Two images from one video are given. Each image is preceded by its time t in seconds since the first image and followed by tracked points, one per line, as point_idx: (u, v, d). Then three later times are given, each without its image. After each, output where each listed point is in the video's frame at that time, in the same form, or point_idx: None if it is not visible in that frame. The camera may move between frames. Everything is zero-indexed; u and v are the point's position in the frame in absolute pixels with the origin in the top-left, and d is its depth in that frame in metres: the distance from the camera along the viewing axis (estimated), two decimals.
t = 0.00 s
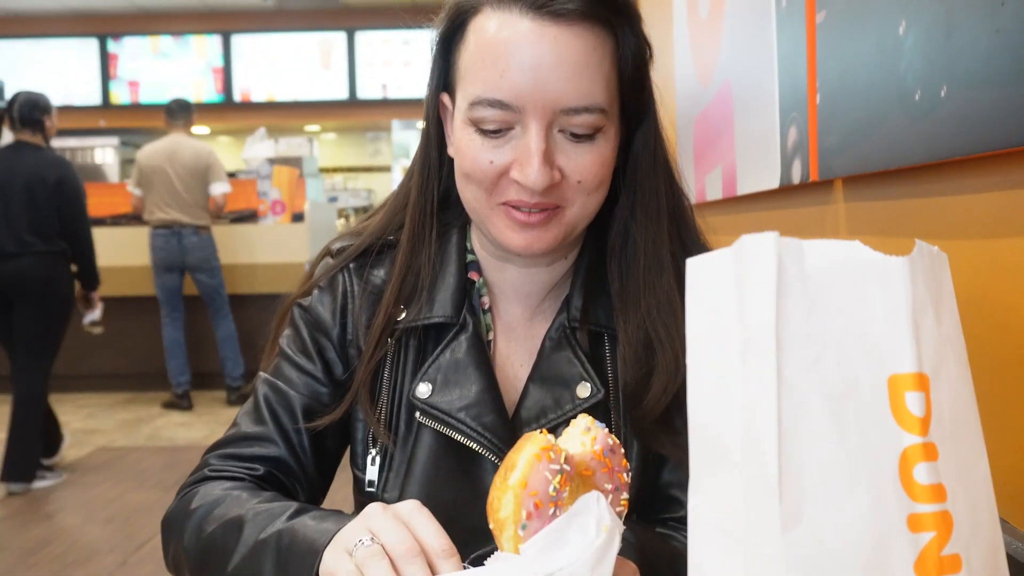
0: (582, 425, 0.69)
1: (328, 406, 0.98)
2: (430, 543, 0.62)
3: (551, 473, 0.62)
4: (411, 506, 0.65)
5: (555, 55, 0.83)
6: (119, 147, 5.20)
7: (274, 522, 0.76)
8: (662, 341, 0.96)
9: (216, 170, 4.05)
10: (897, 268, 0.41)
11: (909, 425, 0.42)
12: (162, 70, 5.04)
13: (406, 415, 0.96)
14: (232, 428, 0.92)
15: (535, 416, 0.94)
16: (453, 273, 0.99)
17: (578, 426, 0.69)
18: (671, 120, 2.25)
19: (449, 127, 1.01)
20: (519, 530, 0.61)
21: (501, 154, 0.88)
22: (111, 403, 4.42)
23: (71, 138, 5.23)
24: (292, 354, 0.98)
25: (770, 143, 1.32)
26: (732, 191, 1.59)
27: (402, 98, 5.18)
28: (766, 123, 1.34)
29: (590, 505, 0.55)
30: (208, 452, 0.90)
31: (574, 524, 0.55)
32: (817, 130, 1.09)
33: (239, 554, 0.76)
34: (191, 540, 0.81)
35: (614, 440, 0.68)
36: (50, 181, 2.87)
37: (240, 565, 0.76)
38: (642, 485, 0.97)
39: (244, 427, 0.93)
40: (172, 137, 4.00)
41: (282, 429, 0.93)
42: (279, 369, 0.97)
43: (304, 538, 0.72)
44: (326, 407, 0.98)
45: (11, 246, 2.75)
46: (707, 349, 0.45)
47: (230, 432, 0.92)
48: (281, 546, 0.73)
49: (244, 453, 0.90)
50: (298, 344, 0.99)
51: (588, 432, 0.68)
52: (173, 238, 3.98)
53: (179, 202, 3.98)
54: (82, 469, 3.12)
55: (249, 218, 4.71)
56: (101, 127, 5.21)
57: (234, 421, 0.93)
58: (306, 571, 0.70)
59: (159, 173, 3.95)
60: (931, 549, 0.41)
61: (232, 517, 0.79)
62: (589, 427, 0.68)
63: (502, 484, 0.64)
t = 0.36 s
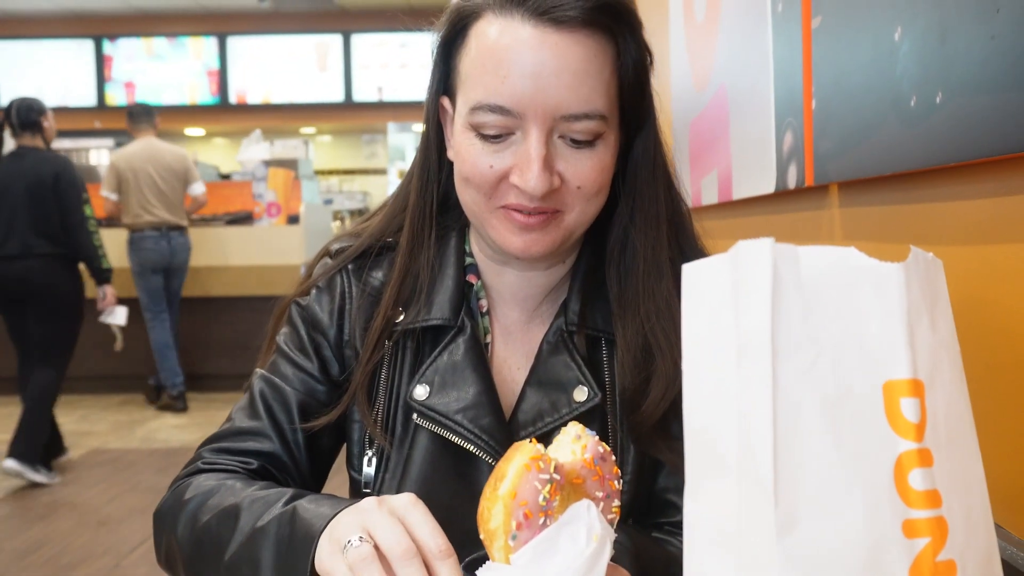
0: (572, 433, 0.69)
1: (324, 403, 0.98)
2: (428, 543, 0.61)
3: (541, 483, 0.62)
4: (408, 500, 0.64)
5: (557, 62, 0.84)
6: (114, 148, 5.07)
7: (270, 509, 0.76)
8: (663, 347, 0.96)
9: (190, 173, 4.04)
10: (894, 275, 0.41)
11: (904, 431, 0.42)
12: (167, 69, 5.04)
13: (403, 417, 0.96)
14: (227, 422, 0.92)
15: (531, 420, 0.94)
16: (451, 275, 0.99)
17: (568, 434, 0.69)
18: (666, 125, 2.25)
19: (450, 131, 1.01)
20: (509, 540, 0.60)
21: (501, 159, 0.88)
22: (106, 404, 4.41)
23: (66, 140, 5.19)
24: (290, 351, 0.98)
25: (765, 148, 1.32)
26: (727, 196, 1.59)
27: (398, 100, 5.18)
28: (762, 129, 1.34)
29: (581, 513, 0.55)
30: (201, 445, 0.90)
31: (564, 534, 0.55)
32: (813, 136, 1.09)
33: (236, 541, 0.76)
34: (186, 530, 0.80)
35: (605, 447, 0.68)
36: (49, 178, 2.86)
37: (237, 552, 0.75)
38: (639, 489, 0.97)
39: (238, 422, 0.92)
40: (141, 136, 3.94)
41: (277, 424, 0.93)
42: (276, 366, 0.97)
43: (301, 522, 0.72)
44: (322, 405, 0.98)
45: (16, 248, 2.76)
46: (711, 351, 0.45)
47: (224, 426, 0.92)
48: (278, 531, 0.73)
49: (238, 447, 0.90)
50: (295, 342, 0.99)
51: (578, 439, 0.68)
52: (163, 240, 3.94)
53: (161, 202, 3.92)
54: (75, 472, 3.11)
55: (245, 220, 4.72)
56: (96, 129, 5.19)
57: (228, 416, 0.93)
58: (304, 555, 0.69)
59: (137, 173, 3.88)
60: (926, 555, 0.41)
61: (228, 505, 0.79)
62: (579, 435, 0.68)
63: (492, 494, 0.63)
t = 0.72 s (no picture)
0: (571, 434, 0.69)
1: (323, 404, 0.98)
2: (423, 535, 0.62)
3: (543, 487, 0.62)
4: (406, 503, 0.64)
5: (557, 60, 0.84)
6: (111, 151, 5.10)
7: (266, 514, 0.76)
8: (662, 345, 0.97)
9: (163, 180, 4.05)
10: (889, 270, 0.42)
11: (902, 425, 0.42)
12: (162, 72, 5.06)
13: (402, 416, 0.96)
14: (227, 424, 0.92)
15: (531, 419, 0.94)
16: (451, 274, 0.99)
17: (568, 436, 0.69)
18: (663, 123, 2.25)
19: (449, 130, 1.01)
20: (513, 545, 0.60)
21: (501, 157, 0.88)
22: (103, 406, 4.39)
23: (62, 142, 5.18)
24: (288, 351, 0.98)
25: (761, 146, 1.32)
26: (724, 195, 1.60)
27: (395, 100, 5.17)
28: (758, 127, 1.35)
29: (583, 515, 0.55)
30: (200, 447, 0.90)
31: (566, 535, 0.55)
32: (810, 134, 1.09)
33: (232, 545, 0.76)
34: (183, 532, 0.81)
35: (604, 448, 0.68)
36: (50, 183, 2.95)
37: (234, 556, 0.75)
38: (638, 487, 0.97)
39: (238, 423, 0.92)
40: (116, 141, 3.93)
41: (276, 426, 0.93)
42: (275, 366, 0.97)
43: (297, 528, 0.72)
44: (321, 405, 0.98)
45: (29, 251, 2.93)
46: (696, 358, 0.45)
47: (225, 428, 0.92)
48: (273, 536, 0.73)
49: (237, 448, 0.90)
50: (294, 342, 0.99)
51: (578, 441, 0.68)
52: (139, 243, 3.92)
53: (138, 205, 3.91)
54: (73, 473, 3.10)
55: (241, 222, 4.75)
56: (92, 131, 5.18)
57: (228, 417, 0.93)
58: (301, 563, 0.69)
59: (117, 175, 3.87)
60: (924, 548, 0.41)
61: (225, 509, 0.79)
62: (579, 436, 0.69)
63: (493, 499, 0.63)
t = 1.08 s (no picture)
0: (569, 416, 0.69)
1: (315, 392, 0.98)
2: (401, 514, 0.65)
3: (541, 465, 0.62)
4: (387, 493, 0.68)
5: (555, 50, 0.84)
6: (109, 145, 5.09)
7: (245, 495, 0.76)
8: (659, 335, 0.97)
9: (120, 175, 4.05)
10: (886, 259, 0.42)
11: (897, 411, 0.42)
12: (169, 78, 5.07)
13: (398, 406, 0.96)
14: (218, 407, 0.93)
15: (528, 408, 0.94)
16: (447, 266, 0.99)
17: (565, 418, 0.69)
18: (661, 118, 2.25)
19: (447, 122, 1.01)
20: (511, 523, 0.60)
21: (499, 147, 0.88)
22: (102, 401, 4.39)
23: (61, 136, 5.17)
24: (283, 340, 0.98)
25: (760, 138, 1.33)
26: (722, 188, 1.60)
27: (393, 97, 5.19)
28: (756, 120, 1.35)
29: (581, 495, 0.55)
30: (191, 428, 0.91)
31: (565, 514, 0.55)
32: (807, 126, 1.09)
33: (211, 526, 0.76)
34: (166, 510, 0.81)
35: (602, 430, 0.69)
36: (95, 185, 3.18)
37: (212, 536, 0.75)
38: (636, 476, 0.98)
39: (228, 407, 0.93)
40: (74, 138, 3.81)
41: (264, 410, 0.93)
42: (269, 355, 0.97)
43: (276, 510, 0.72)
44: (314, 394, 0.98)
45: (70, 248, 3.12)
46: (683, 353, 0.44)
47: (216, 410, 0.93)
48: (251, 518, 0.73)
49: (227, 432, 0.91)
50: (289, 332, 0.99)
51: (575, 422, 0.68)
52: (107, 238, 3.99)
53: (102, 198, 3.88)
54: (72, 467, 3.10)
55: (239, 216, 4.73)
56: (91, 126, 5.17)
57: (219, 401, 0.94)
58: (277, 546, 0.69)
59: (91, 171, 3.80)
60: (920, 533, 0.41)
61: (206, 489, 0.79)
62: (576, 418, 0.69)
63: (492, 477, 0.64)
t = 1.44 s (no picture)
0: (563, 377, 0.69)
1: (317, 351, 0.99)
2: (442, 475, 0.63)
3: (535, 428, 0.62)
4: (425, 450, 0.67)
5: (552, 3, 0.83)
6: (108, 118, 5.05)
7: (258, 461, 0.76)
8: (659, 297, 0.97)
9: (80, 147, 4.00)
10: (886, 210, 0.41)
11: (898, 363, 0.42)
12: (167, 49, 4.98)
13: (400, 369, 0.97)
14: (217, 358, 0.93)
15: (528, 370, 0.94)
16: (447, 230, 0.99)
17: (560, 378, 0.69)
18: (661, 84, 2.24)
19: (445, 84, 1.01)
20: (507, 486, 0.61)
21: (497, 105, 0.87)
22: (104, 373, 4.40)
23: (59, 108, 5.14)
24: (286, 298, 0.98)
25: (761, 102, 1.32)
26: (723, 153, 1.59)
27: (393, 68, 5.18)
28: (757, 84, 1.34)
29: (576, 457, 0.55)
30: (188, 378, 0.91)
31: (560, 477, 0.55)
32: (808, 88, 1.09)
33: (223, 487, 0.76)
34: (166, 463, 0.81)
35: (597, 391, 0.68)
36: (134, 158, 3.19)
37: (224, 497, 0.75)
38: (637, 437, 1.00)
39: (231, 358, 0.93)
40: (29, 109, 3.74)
41: (267, 364, 0.94)
42: (269, 309, 0.97)
43: (298, 478, 0.72)
44: (317, 354, 0.99)
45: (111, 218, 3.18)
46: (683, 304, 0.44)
47: (215, 361, 0.93)
48: (270, 481, 0.74)
49: (226, 385, 0.91)
50: (292, 290, 0.99)
51: (570, 383, 0.67)
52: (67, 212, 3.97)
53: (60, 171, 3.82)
54: (76, 439, 3.11)
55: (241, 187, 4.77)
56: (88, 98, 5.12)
57: (221, 350, 0.94)
58: (303, 508, 0.70)
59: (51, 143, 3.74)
60: (920, 484, 0.41)
61: (214, 449, 0.79)
62: (571, 378, 0.68)
63: (487, 441, 0.64)
